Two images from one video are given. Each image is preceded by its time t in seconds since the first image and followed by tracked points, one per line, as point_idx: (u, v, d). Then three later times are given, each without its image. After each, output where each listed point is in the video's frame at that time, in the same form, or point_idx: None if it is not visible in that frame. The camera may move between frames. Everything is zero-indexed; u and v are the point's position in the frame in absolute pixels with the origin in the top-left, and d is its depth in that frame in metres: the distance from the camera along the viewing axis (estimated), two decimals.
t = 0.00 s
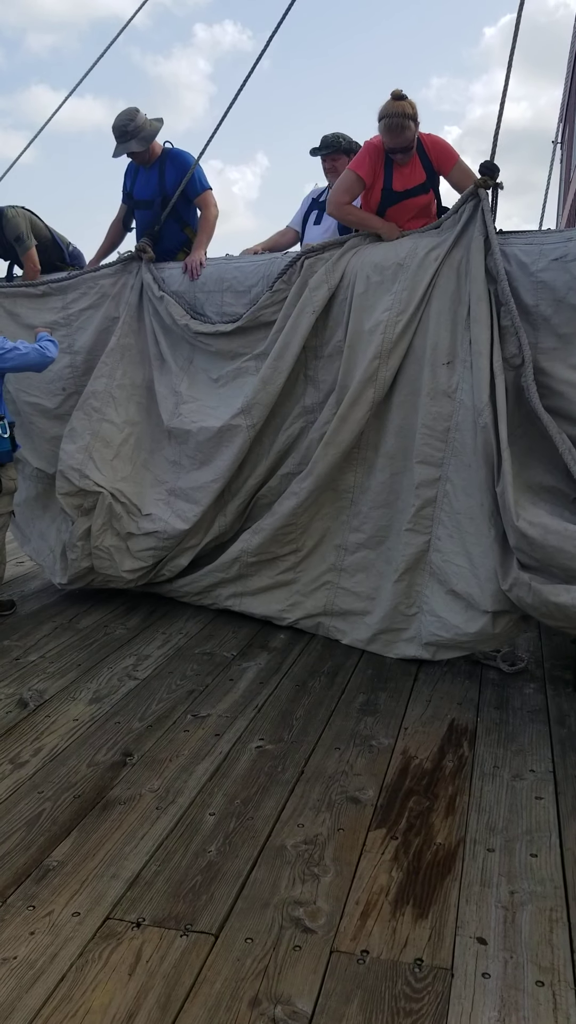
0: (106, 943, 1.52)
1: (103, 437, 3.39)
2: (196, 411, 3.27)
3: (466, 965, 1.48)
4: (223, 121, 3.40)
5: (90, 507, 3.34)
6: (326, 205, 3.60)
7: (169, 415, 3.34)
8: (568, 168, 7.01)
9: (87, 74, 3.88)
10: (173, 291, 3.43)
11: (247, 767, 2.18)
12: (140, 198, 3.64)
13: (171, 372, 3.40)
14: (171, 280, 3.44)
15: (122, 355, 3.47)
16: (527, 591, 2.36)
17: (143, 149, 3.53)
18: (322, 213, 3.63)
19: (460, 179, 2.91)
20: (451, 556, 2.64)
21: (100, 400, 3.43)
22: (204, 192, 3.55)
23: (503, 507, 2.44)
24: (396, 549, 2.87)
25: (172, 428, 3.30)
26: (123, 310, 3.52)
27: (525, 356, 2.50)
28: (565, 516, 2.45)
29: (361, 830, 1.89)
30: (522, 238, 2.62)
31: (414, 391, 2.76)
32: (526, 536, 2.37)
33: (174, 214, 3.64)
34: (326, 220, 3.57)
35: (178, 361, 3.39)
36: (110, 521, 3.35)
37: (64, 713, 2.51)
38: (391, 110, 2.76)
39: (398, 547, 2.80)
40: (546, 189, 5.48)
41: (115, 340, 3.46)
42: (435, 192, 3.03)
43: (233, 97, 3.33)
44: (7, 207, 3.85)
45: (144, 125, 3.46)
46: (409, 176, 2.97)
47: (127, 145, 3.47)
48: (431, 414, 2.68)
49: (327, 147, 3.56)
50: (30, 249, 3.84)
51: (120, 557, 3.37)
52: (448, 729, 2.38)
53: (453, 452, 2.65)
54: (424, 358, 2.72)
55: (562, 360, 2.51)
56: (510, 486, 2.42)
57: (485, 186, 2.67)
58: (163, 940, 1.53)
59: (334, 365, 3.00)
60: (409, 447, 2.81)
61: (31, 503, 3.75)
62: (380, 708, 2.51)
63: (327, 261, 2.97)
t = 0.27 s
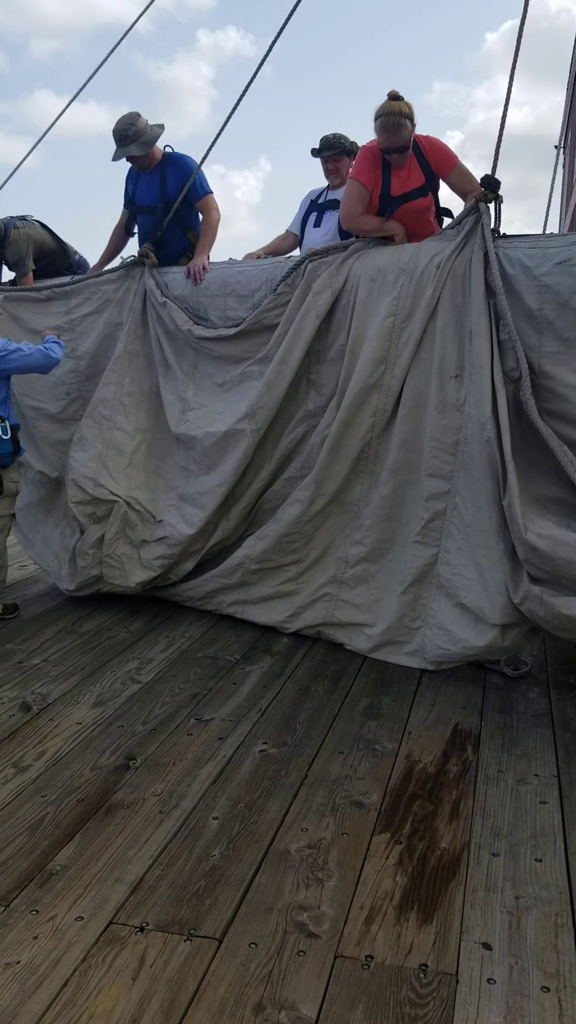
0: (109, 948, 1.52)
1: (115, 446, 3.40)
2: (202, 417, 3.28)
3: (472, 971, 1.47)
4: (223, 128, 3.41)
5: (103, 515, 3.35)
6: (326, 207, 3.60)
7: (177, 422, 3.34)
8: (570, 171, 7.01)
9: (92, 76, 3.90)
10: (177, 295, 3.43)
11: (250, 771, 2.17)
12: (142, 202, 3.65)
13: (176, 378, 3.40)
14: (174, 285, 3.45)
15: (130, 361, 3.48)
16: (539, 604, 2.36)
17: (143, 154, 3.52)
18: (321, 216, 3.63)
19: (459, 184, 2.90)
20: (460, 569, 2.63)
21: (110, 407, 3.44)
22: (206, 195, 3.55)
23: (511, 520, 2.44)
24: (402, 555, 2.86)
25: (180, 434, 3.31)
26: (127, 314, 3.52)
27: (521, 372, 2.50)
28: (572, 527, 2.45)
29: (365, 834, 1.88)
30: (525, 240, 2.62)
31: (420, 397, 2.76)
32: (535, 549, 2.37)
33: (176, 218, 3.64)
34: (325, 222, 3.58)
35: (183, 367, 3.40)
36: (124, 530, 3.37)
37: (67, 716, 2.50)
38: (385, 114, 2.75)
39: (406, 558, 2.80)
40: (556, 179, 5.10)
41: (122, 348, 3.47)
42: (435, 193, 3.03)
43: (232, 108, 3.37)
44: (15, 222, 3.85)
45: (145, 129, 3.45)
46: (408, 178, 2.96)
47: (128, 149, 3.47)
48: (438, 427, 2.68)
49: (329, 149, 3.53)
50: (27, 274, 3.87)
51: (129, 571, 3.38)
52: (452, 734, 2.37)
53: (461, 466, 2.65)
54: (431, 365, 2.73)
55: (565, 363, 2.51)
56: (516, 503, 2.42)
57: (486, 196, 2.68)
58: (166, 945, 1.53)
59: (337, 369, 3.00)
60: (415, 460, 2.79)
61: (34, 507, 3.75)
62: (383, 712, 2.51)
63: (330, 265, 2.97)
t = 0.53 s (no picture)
0: (113, 950, 1.52)
1: (123, 450, 3.41)
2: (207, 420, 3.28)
3: (475, 972, 1.47)
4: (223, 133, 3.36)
5: (111, 518, 3.37)
6: (320, 210, 3.60)
7: (182, 426, 3.35)
8: (572, 173, 7.02)
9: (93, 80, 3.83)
10: (180, 298, 3.44)
11: (253, 772, 2.17)
12: (143, 207, 3.65)
13: (181, 381, 3.41)
14: (177, 288, 3.45)
15: (135, 365, 3.48)
16: (543, 609, 2.37)
17: (143, 159, 3.52)
18: (316, 218, 3.63)
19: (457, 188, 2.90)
20: (464, 573, 2.64)
21: (116, 411, 3.45)
22: (208, 198, 3.56)
23: (514, 526, 2.45)
24: (406, 558, 2.85)
25: (186, 437, 3.31)
26: (130, 317, 3.53)
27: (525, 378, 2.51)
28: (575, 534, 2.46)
29: (368, 835, 1.88)
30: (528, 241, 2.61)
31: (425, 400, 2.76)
32: (539, 556, 2.38)
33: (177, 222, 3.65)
34: (322, 225, 3.57)
35: (187, 371, 3.40)
36: (133, 533, 3.39)
37: (70, 718, 2.50)
38: (371, 121, 2.66)
39: (409, 563, 2.80)
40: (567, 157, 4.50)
41: (127, 351, 3.47)
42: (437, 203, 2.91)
43: (236, 109, 3.36)
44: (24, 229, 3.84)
45: (144, 134, 3.45)
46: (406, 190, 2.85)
47: (127, 156, 3.47)
48: (441, 433, 2.69)
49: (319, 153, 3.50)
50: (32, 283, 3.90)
51: (138, 574, 3.39)
52: (455, 735, 2.36)
53: (464, 471, 2.66)
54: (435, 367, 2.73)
55: (569, 365, 2.51)
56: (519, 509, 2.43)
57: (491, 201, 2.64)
58: (170, 946, 1.53)
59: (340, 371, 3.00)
60: (418, 464, 2.80)
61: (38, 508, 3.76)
62: (387, 714, 2.50)
63: (332, 268, 2.97)
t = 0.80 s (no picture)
0: (109, 951, 1.52)
1: (123, 454, 3.41)
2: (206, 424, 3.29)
3: (472, 973, 1.47)
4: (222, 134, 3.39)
5: (112, 523, 3.36)
6: (301, 214, 3.58)
7: (181, 429, 3.36)
8: (570, 177, 7.03)
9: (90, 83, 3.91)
10: (178, 301, 3.44)
11: (251, 774, 2.17)
12: (141, 210, 3.66)
13: (181, 385, 3.41)
14: (175, 291, 3.46)
15: (133, 368, 3.49)
16: (547, 619, 2.39)
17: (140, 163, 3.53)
18: (297, 222, 3.61)
19: (451, 188, 2.92)
20: (462, 583, 2.65)
21: (115, 414, 3.46)
22: (205, 202, 3.56)
23: (514, 539, 2.46)
24: (404, 560, 2.86)
25: (184, 440, 3.32)
26: (128, 320, 3.54)
27: (521, 392, 2.53)
28: None
29: (366, 837, 1.88)
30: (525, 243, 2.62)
31: (423, 404, 2.76)
32: (540, 567, 2.40)
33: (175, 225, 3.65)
34: (302, 230, 3.57)
35: (186, 374, 3.41)
36: (134, 537, 3.39)
37: (68, 719, 2.51)
38: (363, 132, 2.68)
39: (408, 565, 2.81)
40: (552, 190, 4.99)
41: (125, 355, 3.48)
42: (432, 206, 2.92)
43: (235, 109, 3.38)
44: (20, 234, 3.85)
45: (141, 138, 3.46)
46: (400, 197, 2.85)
47: (124, 161, 3.48)
48: (440, 443, 2.69)
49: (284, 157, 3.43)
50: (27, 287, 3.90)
51: (139, 577, 3.40)
52: (453, 736, 2.37)
53: (463, 482, 2.66)
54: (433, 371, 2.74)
55: (565, 367, 2.51)
56: (519, 521, 2.45)
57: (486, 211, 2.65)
58: (167, 947, 1.53)
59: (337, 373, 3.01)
60: (417, 467, 2.80)
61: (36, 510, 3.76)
62: (385, 715, 2.51)
63: (330, 270, 2.98)
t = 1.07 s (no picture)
0: (107, 952, 1.52)
1: (119, 456, 3.41)
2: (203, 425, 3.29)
3: (470, 973, 1.47)
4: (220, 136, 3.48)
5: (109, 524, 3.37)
6: (287, 219, 3.59)
7: (179, 430, 3.36)
8: (568, 177, 7.04)
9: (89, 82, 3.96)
10: (175, 302, 3.44)
11: (249, 774, 2.18)
12: (137, 212, 3.66)
13: (179, 387, 3.41)
14: (172, 292, 3.46)
15: (130, 371, 3.50)
16: (556, 638, 2.38)
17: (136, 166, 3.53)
18: (284, 226, 3.62)
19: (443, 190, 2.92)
20: (464, 607, 2.65)
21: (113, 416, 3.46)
22: (202, 203, 3.57)
23: (517, 560, 2.45)
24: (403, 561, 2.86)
25: (182, 442, 3.32)
26: (126, 322, 3.54)
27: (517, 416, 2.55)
28: None
29: (363, 837, 1.88)
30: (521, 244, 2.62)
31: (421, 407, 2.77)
32: (544, 586, 2.40)
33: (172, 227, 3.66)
34: (290, 235, 3.59)
35: (183, 375, 3.41)
36: (131, 539, 3.40)
37: (67, 721, 2.51)
38: (354, 133, 2.67)
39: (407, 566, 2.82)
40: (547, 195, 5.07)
41: (122, 357, 3.48)
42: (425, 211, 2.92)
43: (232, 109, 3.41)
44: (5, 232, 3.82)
45: (137, 140, 3.46)
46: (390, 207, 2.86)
47: (117, 163, 3.48)
48: (441, 464, 2.68)
49: (260, 165, 3.43)
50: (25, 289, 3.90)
51: (135, 579, 3.41)
52: (451, 737, 2.37)
53: (463, 502, 2.66)
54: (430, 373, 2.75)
55: (562, 367, 2.52)
56: (522, 543, 2.44)
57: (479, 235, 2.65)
58: (165, 948, 1.53)
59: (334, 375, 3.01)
60: (415, 468, 2.81)
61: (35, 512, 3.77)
62: (383, 716, 2.51)
63: (326, 272, 2.99)
